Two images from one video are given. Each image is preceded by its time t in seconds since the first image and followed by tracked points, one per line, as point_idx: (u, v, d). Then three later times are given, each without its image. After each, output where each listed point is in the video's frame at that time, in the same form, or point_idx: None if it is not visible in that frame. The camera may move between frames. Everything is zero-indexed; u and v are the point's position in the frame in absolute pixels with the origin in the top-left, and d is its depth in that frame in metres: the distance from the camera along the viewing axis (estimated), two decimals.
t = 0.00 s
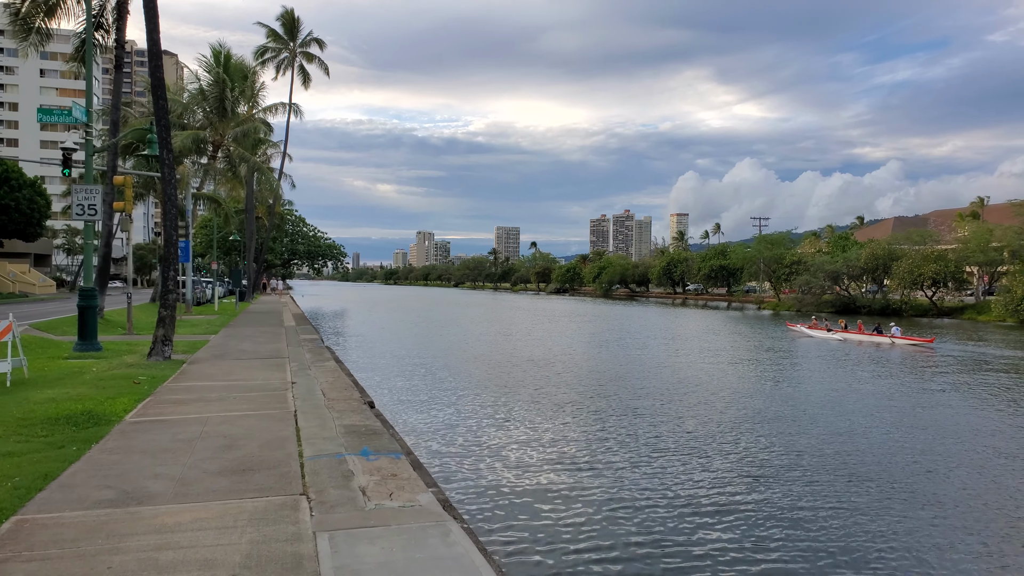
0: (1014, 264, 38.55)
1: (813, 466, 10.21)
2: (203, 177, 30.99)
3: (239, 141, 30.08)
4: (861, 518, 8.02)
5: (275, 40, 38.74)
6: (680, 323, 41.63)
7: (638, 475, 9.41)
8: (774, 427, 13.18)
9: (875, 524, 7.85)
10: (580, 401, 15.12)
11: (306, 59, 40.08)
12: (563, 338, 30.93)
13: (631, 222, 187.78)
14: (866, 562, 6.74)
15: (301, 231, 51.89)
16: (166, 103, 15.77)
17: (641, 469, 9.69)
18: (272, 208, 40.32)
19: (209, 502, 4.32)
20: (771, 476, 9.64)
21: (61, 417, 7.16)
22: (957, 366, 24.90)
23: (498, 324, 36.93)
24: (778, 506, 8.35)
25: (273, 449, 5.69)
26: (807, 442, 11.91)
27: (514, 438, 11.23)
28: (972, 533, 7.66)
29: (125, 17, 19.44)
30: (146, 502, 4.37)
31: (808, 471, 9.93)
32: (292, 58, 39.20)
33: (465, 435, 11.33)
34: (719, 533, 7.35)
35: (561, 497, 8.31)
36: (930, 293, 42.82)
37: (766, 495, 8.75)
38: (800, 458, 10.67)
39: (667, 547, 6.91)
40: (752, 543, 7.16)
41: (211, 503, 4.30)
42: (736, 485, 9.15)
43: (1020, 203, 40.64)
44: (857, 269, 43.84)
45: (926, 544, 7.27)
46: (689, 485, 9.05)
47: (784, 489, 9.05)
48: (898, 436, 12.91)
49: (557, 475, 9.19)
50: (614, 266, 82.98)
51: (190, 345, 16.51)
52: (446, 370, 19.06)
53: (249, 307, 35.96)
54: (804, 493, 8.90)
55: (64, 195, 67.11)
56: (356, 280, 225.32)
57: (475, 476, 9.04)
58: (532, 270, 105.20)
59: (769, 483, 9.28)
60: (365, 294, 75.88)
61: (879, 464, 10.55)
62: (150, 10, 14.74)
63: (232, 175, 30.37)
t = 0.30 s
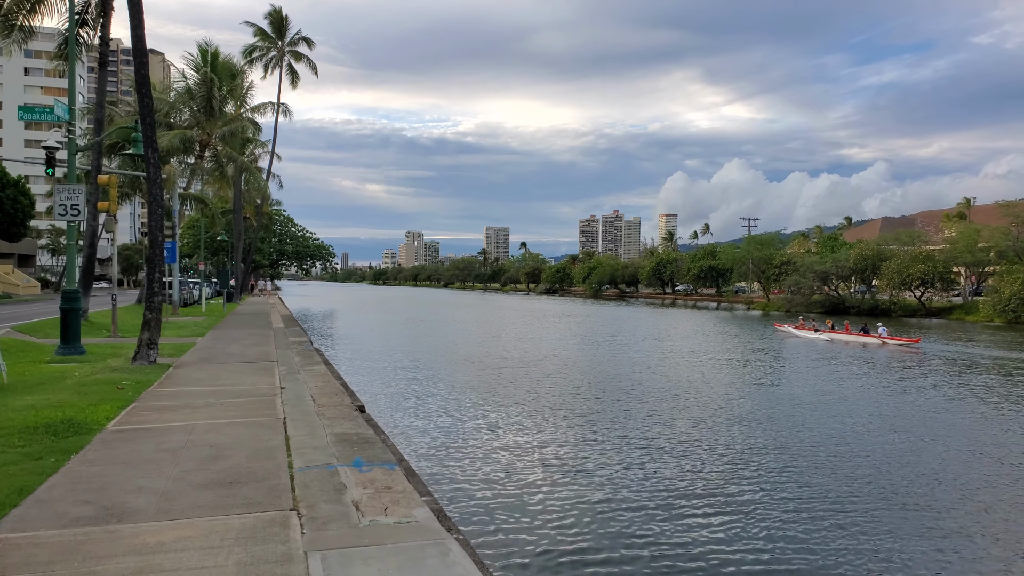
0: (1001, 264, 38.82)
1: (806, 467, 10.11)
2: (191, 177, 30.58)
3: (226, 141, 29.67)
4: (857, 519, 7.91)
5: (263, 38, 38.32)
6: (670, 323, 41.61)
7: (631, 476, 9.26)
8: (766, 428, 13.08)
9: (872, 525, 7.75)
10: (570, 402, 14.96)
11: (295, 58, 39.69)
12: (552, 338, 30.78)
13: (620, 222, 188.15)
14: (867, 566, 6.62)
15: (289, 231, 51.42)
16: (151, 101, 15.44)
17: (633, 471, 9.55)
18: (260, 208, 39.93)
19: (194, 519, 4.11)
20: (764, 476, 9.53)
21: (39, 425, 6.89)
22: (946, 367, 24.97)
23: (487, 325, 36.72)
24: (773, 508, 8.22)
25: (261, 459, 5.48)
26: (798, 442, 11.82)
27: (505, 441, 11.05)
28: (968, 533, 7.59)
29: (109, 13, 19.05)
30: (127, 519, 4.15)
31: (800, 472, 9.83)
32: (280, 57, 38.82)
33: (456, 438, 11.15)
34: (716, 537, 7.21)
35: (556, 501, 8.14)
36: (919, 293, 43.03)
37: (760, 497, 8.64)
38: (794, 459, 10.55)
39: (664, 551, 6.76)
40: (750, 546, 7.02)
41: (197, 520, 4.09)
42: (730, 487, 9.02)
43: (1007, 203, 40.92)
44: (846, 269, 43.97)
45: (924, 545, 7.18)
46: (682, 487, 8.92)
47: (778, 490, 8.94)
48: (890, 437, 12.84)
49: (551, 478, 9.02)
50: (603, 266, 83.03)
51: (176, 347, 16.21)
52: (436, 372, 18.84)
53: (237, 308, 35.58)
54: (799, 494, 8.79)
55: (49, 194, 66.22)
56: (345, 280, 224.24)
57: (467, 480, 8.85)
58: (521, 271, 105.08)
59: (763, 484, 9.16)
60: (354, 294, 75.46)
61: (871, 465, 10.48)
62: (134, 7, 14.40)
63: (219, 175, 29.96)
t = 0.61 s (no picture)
0: (988, 264, 39.08)
1: (798, 466, 9.99)
2: (177, 175, 30.16)
3: (214, 138, 29.27)
4: (849, 518, 7.79)
5: (251, 35, 37.89)
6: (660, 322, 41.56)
7: (624, 476, 9.11)
8: (757, 427, 12.95)
9: (865, 524, 7.63)
10: (560, 402, 14.79)
11: (283, 55, 39.29)
12: (543, 338, 30.61)
13: (609, 221, 188.53)
14: (868, 566, 6.49)
15: (277, 230, 50.93)
16: (134, 96, 15.07)
17: (625, 471, 9.39)
18: (247, 207, 39.45)
19: (175, 531, 3.89)
20: (756, 476, 9.40)
21: (15, 430, 6.62)
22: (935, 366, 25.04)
23: (477, 325, 36.47)
24: (766, 507, 8.08)
25: (246, 465, 5.25)
26: (791, 441, 11.71)
27: (495, 440, 10.86)
28: (966, 532, 7.48)
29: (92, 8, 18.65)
30: (105, 531, 3.93)
31: (795, 471, 9.70)
32: (268, 55, 38.41)
33: (446, 438, 10.95)
34: (713, 538, 7.05)
35: (549, 502, 7.96)
36: (906, 292, 43.23)
37: (753, 496, 8.50)
38: (785, 458, 10.45)
39: (659, 553, 6.60)
40: (746, 546, 6.88)
41: (178, 532, 3.87)
42: (722, 487, 8.86)
43: (993, 203, 41.21)
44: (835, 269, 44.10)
45: (918, 544, 7.07)
46: (676, 487, 8.76)
47: (770, 488, 8.81)
48: (880, 436, 12.76)
49: (542, 478, 8.85)
50: (593, 265, 83.08)
51: (162, 347, 15.89)
52: (424, 372, 18.61)
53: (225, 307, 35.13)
54: (792, 493, 8.65)
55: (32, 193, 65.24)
56: (334, 279, 223.14)
57: (459, 481, 8.65)
58: (511, 270, 104.95)
59: (755, 483, 9.03)
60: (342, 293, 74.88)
61: (865, 464, 10.37)
62: None
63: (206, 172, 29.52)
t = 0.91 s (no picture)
0: (982, 264, 39.25)
1: (793, 467, 9.86)
2: (169, 175, 29.85)
3: (206, 138, 28.94)
4: (847, 520, 7.65)
5: (243, 34, 37.56)
6: (654, 323, 41.47)
7: (619, 476, 8.97)
8: (751, 428, 12.83)
9: (862, 525, 7.50)
10: (553, 403, 14.63)
11: (275, 54, 38.98)
12: (537, 339, 30.47)
13: (603, 222, 188.65)
14: (870, 568, 6.38)
15: (270, 230, 50.54)
16: (123, 94, 14.79)
17: (618, 472, 9.22)
18: (239, 207, 39.13)
19: (158, 549, 3.67)
20: (751, 476, 9.26)
21: None
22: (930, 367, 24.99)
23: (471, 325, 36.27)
24: (761, 508, 7.94)
25: (234, 477, 5.03)
26: (786, 442, 11.60)
27: (487, 442, 10.67)
28: (965, 533, 7.38)
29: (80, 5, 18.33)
30: (84, 549, 3.71)
31: (790, 472, 9.58)
32: (261, 54, 38.10)
33: (440, 440, 10.74)
34: (709, 540, 6.92)
35: (547, 506, 7.77)
36: (900, 293, 43.27)
37: (749, 497, 8.35)
38: (779, 459, 10.31)
39: (658, 558, 6.42)
40: (743, 550, 6.72)
41: (162, 552, 3.65)
42: (717, 488, 8.71)
43: (987, 204, 41.29)
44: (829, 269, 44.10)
45: (917, 546, 6.94)
46: (671, 487, 8.64)
47: (766, 489, 8.67)
48: (874, 437, 12.66)
49: (537, 481, 8.66)
50: (586, 266, 83.04)
51: (151, 350, 15.62)
52: (417, 373, 18.40)
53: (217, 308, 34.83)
54: (788, 494, 8.52)
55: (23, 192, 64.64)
56: (327, 279, 222.39)
57: (456, 484, 8.46)
58: (504, 271, 104.78)
59: (750, 484, 8.89)
60: (336, 293, 74.53)
61: (861, 465, 10.27)
62: None
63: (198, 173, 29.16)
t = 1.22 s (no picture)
0: (980, 264, 39.17)
1: (796, 467, 9.67)
2: (163, 173, 29.57)
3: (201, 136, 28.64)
4: (854, 521, 7.45)
5: (239, 32, 37.26)
6: (652, 322, 41.30)
7: (619, 477, 8.77)
8: (751, 428, 12.65)
9: (870, 526, 7.30)
10: (551, 403, 14.44)
11: (271, 52, 38.67)
12: (534, 339, 30.28)
13: (599, 221, 188.61)
14: (877, 567, 6.25)
15: (265, 229, 50.20)
16: (116, 91, 14.52)
17: (619, 472, 9.02)
18: (235, 206, 38.84)
19: (147, 565, 3.47)
20: (754, 477, 9.07)
21: None
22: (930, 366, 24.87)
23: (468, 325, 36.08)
24: (766, 509, 7.74)
25: (230, 485, 4.82)
26: (786, 442, 11.44)
27: (485, 442, 10.47)
28: (970, 533, 7.24)
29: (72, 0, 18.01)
30: (70, 565, 3.51)
31: (791, 472, 9.42)
32: (257, 52, 37.81)
33: (439, 440, 10.54)
34: (713, 541, 6.72)
35: (551, 507, 7.58)
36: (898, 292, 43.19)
37: (752, 497, 8.16)
38: (781, 459, 10.13)
39: (663, 561, 6.23)
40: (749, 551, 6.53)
41: (153, 568, 3.44)
42: (720, 488, 8.51)
43: (985, 203, 41.21)
44: (827, 269, 43.98)
45: (927, 547, 6.75)
46: (671, 486, 8.49)
47: (769, 489, 8.48)
48: (876, 437, 12.50)
49: (537, 481, 8.46)
50: (583, 266, 82.85)
51: (146, 351, 15.38)
52: (414, 373, 18.18)
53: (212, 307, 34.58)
54: (792, 494, 8.33)
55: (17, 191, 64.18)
56: (323, 279, 221.85)
57: (456, 485, 8.27)
58: (501, 270, 104.55)
59: (753, 484, 8.70)
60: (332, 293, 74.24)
61: (862, 464, 10.12)
62: None
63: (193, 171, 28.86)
